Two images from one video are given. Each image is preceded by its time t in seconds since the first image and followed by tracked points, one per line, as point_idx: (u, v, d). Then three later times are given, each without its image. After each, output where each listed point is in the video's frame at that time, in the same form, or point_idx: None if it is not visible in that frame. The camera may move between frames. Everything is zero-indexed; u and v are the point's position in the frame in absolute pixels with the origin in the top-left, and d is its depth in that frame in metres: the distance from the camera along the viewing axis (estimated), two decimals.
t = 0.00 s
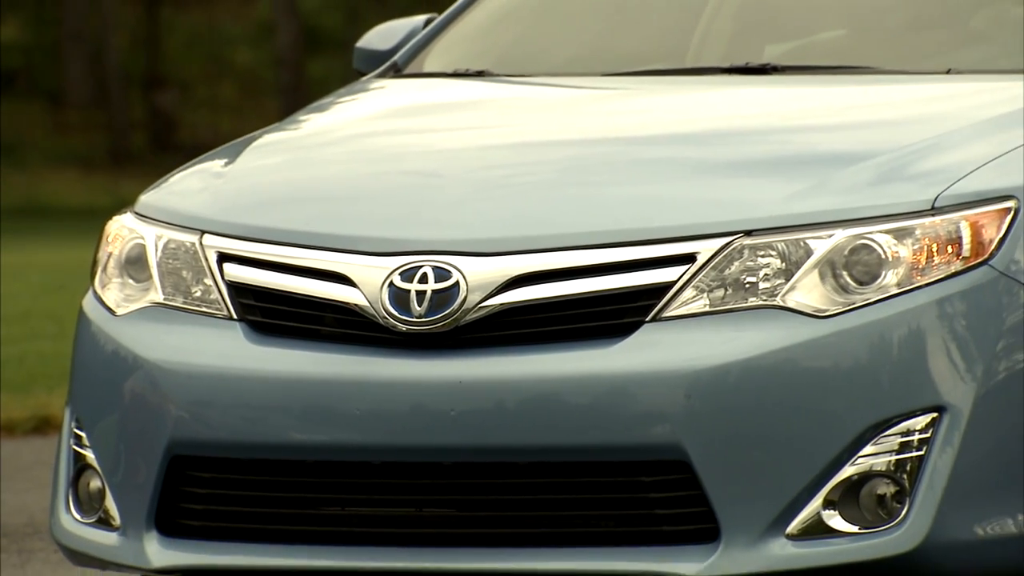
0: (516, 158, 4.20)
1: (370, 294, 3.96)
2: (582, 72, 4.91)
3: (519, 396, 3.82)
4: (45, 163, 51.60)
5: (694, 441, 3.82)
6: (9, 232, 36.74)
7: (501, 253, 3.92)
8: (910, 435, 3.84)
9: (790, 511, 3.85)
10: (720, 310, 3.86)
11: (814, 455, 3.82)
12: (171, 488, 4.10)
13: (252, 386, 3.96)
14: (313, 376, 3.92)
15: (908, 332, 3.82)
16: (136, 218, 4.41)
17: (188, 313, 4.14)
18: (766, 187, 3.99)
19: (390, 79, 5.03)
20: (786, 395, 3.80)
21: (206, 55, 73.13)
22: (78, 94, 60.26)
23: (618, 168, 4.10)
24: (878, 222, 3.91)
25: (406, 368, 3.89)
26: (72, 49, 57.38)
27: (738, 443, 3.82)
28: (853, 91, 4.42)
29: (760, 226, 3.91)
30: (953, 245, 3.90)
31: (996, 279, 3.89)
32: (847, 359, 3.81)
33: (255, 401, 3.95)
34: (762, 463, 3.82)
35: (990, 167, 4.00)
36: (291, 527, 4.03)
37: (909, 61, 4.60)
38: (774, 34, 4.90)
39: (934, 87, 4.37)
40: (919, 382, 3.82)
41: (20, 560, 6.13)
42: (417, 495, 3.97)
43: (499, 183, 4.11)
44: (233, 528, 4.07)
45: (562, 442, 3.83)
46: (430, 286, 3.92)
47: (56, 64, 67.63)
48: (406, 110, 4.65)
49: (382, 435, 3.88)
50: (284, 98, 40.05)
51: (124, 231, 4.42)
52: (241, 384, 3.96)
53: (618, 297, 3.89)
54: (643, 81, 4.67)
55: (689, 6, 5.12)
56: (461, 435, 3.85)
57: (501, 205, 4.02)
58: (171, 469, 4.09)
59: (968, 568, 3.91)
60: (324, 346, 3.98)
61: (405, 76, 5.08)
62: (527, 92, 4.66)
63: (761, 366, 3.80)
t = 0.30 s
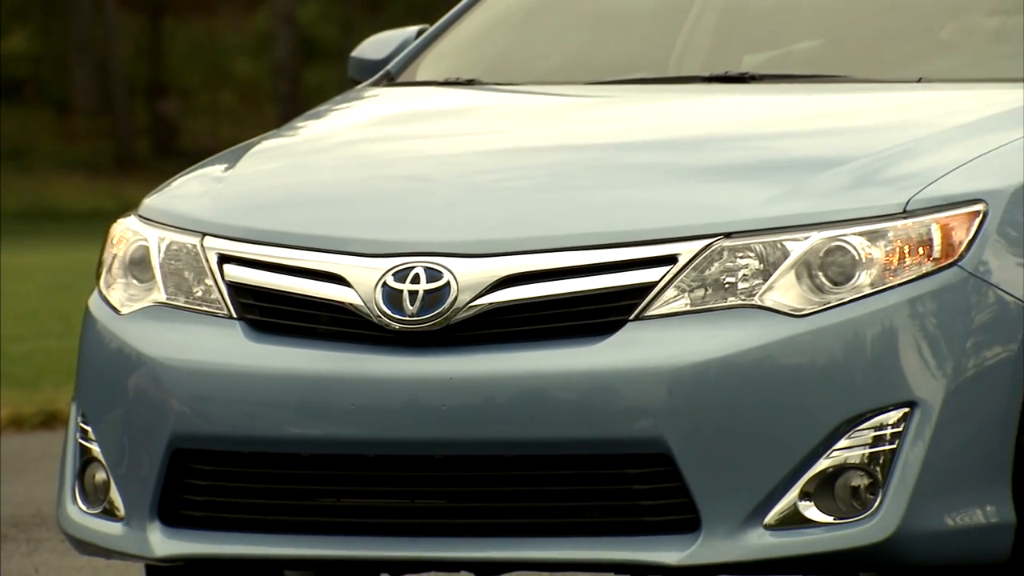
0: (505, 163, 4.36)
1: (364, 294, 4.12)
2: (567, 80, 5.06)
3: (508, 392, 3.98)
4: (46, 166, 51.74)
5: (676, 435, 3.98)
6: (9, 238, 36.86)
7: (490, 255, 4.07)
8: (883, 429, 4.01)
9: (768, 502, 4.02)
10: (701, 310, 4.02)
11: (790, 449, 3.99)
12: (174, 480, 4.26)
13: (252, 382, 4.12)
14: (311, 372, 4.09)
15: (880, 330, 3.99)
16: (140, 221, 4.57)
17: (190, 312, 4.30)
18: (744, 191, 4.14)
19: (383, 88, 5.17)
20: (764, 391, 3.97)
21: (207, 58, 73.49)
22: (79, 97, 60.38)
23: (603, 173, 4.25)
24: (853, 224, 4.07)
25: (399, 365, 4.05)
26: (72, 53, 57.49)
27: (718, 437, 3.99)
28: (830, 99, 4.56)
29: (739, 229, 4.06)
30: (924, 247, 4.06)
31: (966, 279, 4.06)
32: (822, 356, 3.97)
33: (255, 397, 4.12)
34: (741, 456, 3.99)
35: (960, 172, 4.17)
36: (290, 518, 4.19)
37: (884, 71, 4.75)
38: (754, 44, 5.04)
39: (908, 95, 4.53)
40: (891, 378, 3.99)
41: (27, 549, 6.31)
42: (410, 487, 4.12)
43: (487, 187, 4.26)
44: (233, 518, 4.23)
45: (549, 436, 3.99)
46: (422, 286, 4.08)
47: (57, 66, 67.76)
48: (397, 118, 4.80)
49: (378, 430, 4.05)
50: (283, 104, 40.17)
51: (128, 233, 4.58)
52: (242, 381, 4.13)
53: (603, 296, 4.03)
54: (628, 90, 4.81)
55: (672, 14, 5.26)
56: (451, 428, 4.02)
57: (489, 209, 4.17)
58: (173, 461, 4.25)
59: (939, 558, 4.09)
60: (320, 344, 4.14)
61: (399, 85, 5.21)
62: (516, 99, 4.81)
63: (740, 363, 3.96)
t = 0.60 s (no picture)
0: (492, 169, 4.52)
1: (359, 293, 4.29)
2: (552, 88, 5.22)
3: (496, 387, 4.15)
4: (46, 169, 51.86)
5: (657, 429, 4.15)
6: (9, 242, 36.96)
7: (478, 256, 4.23)
8: (856, 424, 4.18)
9: (745, 494, 4.20)
10: (681, 309, 4.17)
11: (767, 442, 4.16)
12: (176, 472, 4.43)
13: (250, 378, 4.29)
14: (307, 369, 4.26)
15: (853, 329, 4.16)
16: (143, 223, 4.74)
17: (191, 311, 4.47)
18: (722, 195, 4.31)
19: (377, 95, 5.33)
20: (742, 387, 4.14)
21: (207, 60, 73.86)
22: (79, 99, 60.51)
23: (587, 178, 4.42)
24: (827, 227, 4.23)
25: (392, 362, 4.22)
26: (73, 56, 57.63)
27: (698, 431, 4.16)
28: (805, 107, 4.73)
29: (717, 231, 4.22)
30: (895, 248, 4.22)
31: (935, 279, 4.24)
32: (797, 353, 4.14)
33: (253, 393, 4.29)
34: (720, 450, 4.16)
35: (929, 177, 4.34)
36: (286, 508, 4.37)
37: (858, 80, 4.92)
38: (733, 52, 5.21)
39: (881, 103, 4.71)
40: (864, 375, 4.16)
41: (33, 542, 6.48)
42: (401, 479, 4.29)
43: (475, 192, 4.43)
44: (232, 509, 4.40)
45: (535, 429, 4.16)
46: (414, 286, 4.25)
47: (58, 68, 67.91)
48: (389, 125, 4.96)
49: (371, 424, 4.22)
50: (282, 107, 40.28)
51: (132, 235, 4.75)
52: (242, 377, 4.30)
53: (587, 296, 4.20)
54: (611, 97, 4.97)
55: (654, 24, 5.42)
56: (442, 422, 4.19)
57: (477, 213, 4.34)
58: (175, 454, 4.42)
59: (909, 546, 4.26)
60: (316, 341, 4.31)
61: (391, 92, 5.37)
62: (504, 107, 4.98)
63: (719, 360, 4.13)
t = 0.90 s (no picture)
0: (480, 174, 4.68)
1: (351, 293, 4.44)
2: (538, 95, 5.38)
3: (484, 383, 4.31)
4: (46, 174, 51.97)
5: (639, 424, 4.30)
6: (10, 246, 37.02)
7: (466, 258, 4.39)
8: (829, 418, 4.33)
9: (724, 486, 4.35)
10: (662, 309, 4.32)
11: (744, 436, 4.31)
12: (176, 465, 4.61)
13: (247, 375, 4.47)
14: (302, 366, 4.43)
15: (827, 328, 4.31)
16: (144, 226, 4.93)
17: (191, 310, 4.64)
18: (700, 199, 4.46)
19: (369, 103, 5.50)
20: (720, 382, 4.29)
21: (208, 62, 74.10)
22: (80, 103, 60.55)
23: (571, 183, 4.58)
24: (801, 230, 4.39)
25: (383, 359, 4.38)
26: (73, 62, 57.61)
27: (677, 425, 4.30)
28: (781, 114, 4.90)
29: (696, 234, 4.37)
30: (867, 250, 4.38)
31: (905, 280, 4.39)
32: (772, 351, 4.29)
33: (251, 389, 4.46)
34: (699, 444, 4.31)
35: (902, 181, 4.51)
36: (282, 500, 4.53)
37: (831, 89, 5.09)
38: (714, 61, 5.36)
39: (855, 110, 4.87)
40: (837, 371, 4.31)
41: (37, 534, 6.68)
42: (392, 471, 4.45)
43: (462, 196, 4.59)
44: (231, 501, 4.58)
45: (521, 424, 4.31)
46: (405, 287, 4.40)
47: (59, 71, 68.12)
48: (381, 132, 5.13)
49: (363, 419, 4.38)
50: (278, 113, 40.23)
51: (134, 238, 4.94)
52: (239, 373, 4.47)
53: (571, 296, 4.34)
54: (594, 106, 5.13)
55: (637, 34, 5.58)
56: (432, 417, 4.35)
57: (464, 217, 4.50)
58: (175, 448, 4.60)
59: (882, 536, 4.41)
60: (312, 340, 4.47)
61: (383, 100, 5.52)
62: (491, 114, 5.14)
63: (697, 357, 4.27)
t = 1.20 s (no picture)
0: (466, 180, 4.85)
1: (343, 293, 4.61)
2: (521, 103, 5.53)
3: (470, 380, 4.47)
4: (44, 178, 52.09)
5: (619, 419, 4.46)
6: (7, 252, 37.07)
7: (454, 260, 4.56)
8: (803, 414, 4.49)
9: (701, 479, 4.51)
10: (642, 308, 4.48)
11: (720, 431, 4.47)
12: (175, 459, 4.80)
13: (243, 373, 4.64)
14: (296, 364, 4.60)
15: (800, 327, 4.47)
16: (145, 230, 5.11)
17: (190, 310, 4.82)
18: (678, 204, 4.63)
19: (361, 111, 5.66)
20: (698, 380, 4.44)
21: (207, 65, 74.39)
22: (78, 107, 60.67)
23: (553, 188, 4.74)
24: (776, 233, 4.54)
25: (374, 357, 4.55)
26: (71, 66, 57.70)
27: (656, 421, 4.47)
28: (756, 122, 5.06)
29: (674, 237, 4.53)
30: (839, 252, 4.54)
31: (875, 281, 4.55)
32: (748, 350, 4.45)
33: (247, 386, 4.64)
34: (677, 438, 4.48)
35: (870, 187, 4.66)
36: (276, 493, 4.71)
37: (805, 96, 5.25)
38: (692, 70, 5.53)
39: (828, 118, 5.03)
40: (810, 369, 4.47)
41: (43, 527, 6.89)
42: (383, 465, 4.62)
43: (449, 201, 4.75)
44: (228, 494, 4.76)
45: (506, 420, 4.48)
46: (394, 287, 4.56)
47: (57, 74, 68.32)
48: (371, 139, 5.30)
49: (354, 415, 4.55)
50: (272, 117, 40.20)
51: (135, 240, 5.12)
52: (236, 371, 4.65)
53: (553, 297, 4.50)
54: (577, 114, 5.30)
55: (618, 44, 5.74)
56: (420, 413, 4.51)
57: (451, 221, 4.66)
58: (175, 443, 4.78)
59: (854, 528, 4.58)
60: (305, 339, 4.64)
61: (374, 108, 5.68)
62: (478, 122, 5.30)
63: (675, 355, 4.43)
